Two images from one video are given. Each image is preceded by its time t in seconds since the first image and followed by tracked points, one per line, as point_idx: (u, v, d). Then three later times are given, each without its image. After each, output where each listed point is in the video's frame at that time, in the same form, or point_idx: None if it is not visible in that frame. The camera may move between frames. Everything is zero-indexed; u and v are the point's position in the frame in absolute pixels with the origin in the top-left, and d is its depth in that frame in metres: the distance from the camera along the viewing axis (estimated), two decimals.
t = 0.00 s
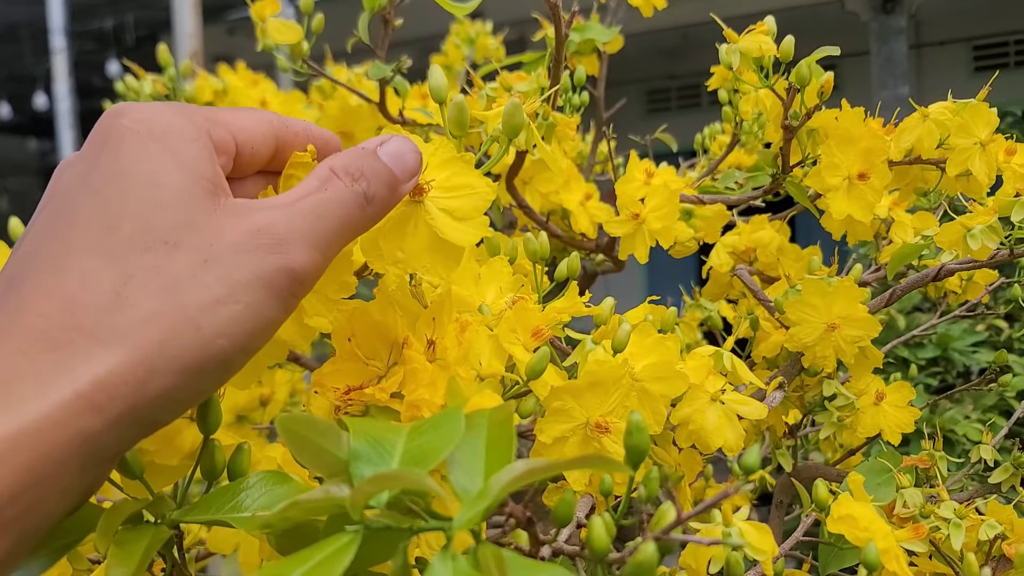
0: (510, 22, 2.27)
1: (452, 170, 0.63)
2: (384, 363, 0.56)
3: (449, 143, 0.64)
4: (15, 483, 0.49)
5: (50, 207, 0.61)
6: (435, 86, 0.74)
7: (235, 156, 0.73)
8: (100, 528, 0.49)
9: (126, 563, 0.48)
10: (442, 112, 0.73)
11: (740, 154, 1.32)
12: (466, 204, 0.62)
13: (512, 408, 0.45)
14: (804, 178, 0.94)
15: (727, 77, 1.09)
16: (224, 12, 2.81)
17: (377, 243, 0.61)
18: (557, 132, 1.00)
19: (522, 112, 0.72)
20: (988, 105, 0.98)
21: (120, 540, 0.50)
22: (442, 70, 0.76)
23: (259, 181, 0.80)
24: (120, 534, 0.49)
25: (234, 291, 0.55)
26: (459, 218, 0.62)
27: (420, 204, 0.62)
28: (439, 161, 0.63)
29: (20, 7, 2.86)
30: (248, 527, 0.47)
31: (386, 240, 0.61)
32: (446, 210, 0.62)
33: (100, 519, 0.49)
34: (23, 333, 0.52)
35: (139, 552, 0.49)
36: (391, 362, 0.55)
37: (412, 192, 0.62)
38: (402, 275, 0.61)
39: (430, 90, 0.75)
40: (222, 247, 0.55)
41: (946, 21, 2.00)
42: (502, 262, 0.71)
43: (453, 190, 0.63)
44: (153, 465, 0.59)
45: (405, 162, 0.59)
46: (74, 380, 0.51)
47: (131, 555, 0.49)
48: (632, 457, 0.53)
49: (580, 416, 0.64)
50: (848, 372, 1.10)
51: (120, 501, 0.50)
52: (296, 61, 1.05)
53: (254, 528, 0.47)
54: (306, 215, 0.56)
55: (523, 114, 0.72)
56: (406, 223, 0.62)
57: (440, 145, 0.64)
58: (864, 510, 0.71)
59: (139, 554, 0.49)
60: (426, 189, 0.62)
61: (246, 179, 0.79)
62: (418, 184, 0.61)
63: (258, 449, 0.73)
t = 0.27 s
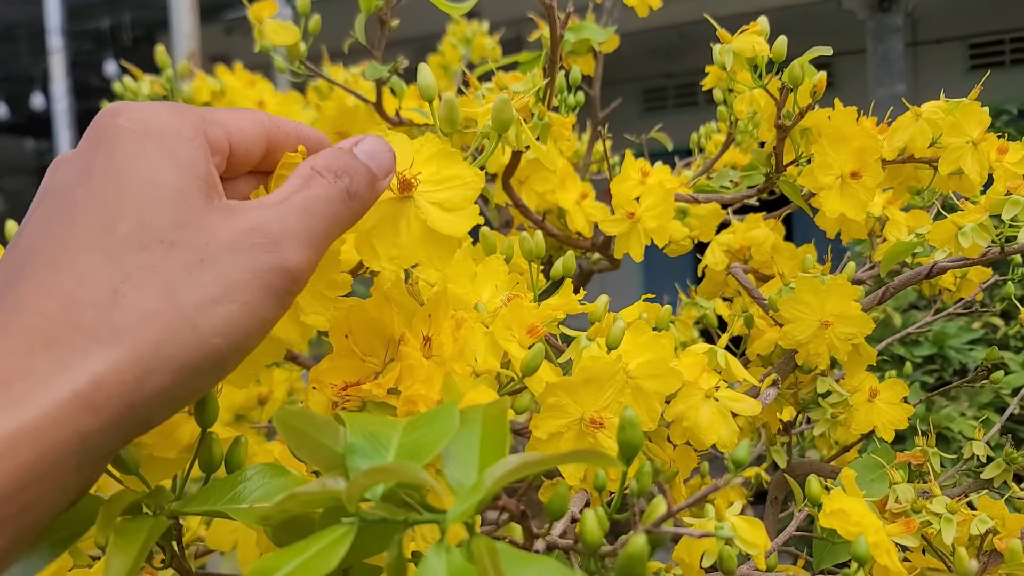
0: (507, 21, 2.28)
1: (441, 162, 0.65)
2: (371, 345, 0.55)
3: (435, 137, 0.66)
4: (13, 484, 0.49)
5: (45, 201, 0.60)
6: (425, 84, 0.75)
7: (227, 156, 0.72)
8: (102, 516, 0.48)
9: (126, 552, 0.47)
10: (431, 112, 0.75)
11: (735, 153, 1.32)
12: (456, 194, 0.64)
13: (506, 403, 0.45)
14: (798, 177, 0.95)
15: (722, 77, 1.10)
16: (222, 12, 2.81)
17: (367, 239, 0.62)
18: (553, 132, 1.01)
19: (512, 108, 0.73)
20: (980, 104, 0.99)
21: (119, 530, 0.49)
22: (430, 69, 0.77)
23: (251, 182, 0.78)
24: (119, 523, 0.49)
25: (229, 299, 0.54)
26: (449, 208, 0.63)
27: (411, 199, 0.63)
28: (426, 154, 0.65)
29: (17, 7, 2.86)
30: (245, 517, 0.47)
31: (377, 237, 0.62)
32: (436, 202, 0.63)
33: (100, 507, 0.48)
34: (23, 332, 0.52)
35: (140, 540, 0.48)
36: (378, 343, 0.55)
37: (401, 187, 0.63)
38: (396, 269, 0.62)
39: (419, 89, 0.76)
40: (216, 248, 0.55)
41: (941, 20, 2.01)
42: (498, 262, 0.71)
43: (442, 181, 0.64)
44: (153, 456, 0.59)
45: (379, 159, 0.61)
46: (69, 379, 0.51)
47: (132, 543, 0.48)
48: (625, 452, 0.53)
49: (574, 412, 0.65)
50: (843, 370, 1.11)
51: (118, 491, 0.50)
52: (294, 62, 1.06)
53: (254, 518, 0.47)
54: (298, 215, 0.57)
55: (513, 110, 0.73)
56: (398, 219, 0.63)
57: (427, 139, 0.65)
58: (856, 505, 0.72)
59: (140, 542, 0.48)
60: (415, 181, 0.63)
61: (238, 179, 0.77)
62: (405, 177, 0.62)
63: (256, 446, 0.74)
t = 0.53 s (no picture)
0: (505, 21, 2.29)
1: (452, 167, 0.65)
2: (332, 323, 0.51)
3: (446, 140, 0.66)
4: None
5: None
6: (436, 85, 0.76)
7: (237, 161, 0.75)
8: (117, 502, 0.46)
9: (142, 538, 0.46)
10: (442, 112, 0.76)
11: (733, 151, 1.33)
12: (464, 202, 0.64)
13: (511, 397, 0.46)
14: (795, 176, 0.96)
15: (720, 77, 1.11)
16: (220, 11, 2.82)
17: (377, 241, 0.62)
18: (553, 131, 1.02)
19: (521, 110, 0.74)
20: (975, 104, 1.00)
21: (135, 517, 0.49)
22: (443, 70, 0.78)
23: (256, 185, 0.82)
24: (133, 512, 0.48)
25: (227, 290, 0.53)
26: (457, 216, 0.63)
27: (420, 204, 0.63)
28: (437, 158, 0.65)
29: (16, 6, 2.86)
30: (256, 506, 0.48)
31: (387, 240, 0.62)
32: (445, 209, 0.63)
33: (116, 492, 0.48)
34: None
35: (156, 525, 0.48)
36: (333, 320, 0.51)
37: (409, 193, 0.63)
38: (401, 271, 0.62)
39: (431, 89, 0.77)
40: (136, 199, 0.48)
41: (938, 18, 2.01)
42: (500, 260, 0.73)
43: (451, 188, 0.64)
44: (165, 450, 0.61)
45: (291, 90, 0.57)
46: None
47: (145, 530, 0.48)
48: (626, 446, 0.54)
49: (576, 407, 0.66)
50: (840, 366, 1.13)
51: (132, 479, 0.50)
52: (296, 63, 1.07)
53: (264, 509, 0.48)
54: (224, 153, 0.51)
55: (523, 111, 0.74)
56: (406, 223, 0.63)
57: (438, 142, 0.65)
58: (853, 498, 0.73)
59: (155, 526, 0.48)
60: (426, 189, 0.63)
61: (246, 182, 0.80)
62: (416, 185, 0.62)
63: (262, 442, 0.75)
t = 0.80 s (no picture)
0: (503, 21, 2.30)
1: (455, 167, 0.68)
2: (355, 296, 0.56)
3: (450, 140, 0.69)
4: None
5: None
6: (436, 86, 0.76)
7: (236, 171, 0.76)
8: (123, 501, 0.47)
9: (147, 535, 0.47)
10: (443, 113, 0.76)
11: (731, 152, 1.34)
12: (466, 198, 0.66)
13: (511, 396, 0.47)
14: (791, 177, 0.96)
15: (718, 78, 1.12)
16: (218, 10, 2.81)
17: (379, 233, 0.64)
18: (551, 132, 1.03)
19: (520, 111, 0.74)
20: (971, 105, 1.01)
21: (140, 515, 0.49)
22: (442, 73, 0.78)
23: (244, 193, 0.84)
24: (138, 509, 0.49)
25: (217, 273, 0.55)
26: (458, 210, 0.66)
27: (420, 197, 0.66)
28: (440, 157, 0.68)
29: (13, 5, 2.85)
30: (260, 504, 0.49)
31: (387, 231, 0.64)
32: (445, 203, 0.66)
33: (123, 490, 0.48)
34: None
35: (159, 524, 0.48)
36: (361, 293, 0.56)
37: (411, 185, 0.66)
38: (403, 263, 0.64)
39: (431, 90, 0.77)
40: None
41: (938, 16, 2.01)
42: (499, 261, 0.73)
43: (453, 184, 0.67)
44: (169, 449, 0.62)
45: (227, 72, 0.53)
46: None
47: (150, 528, 0.48)
48: (624, 445, 0.55)
49: (575, 407, 0.66)
50: (837, 366, 1.13)
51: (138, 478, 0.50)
52: (296, 64, 1.07)
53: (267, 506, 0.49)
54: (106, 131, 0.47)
55: (521, 113, 0.74)
56: (406, 216, 0.65)
57: (442, 141, 0.68)
58: (849, 497, 0.74)
59: (159, 526, 0.48)
60: (426, 182, 0.66)
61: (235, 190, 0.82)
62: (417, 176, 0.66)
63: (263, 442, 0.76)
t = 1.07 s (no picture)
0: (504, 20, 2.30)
1: (462, 178, 0.68)
2: (347, 208, 0.64)
3: (458, 151, 0.68)
4: None
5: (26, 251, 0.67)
6: (446, 95, 0.77)
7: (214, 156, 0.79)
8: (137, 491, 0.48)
9: (162, 526, 0.48)
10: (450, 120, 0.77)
11: (733, 150, 1.35)
12: (474, 210, 0.67)
13: (520, 391, 0.48)
14: (794, 175, 0.97)
15: (720, 77, 1.12)
16: (219, 8, 2.80)
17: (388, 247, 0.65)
18: (556, 130, 1.03)
19: (530, 122, 0.76)
20: (972, 103, 1.01)
21: (155, 506, 0.50)
22: (452, 78, 0.79)
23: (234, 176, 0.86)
24: (153, 500, 0.50)
25: (236, 235, 0.63)
26: (466, 223, 0.66)
27: (429, 210, 0.66)
28: (448, 169, 0.68)
29: (13, 4, 2.84)
30: (273, 497, 0.49)
31: (395, 242, 0.65)
32: (453, 216, 0.66)
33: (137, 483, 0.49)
34: None
35: (174, 515, 0.49)
36: (352, 205, 0.64)
37: (419, 199, 0.66)
38: (409, 276, 0.65)
39: (440, 100, 0.78)
40: None
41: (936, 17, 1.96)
42: (504, 257, 0.74)
43: (461, 197, 0.67)
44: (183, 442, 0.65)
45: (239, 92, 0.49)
46: None
47: (165, 520, 0.48)
48: (631, 439, 0.56)
49: (580, 402, 0.67)
50: (837, 363, 1.14)
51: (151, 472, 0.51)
52: (301, 63, 1.08)
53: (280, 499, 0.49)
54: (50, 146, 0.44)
55: (531, 124, 0.76)
56: (414, 228, 0.66)
57: (450, 152, 0.68)
58: (851, 491, 0.74)
59: (175, 517, 0.49)
60: (437, 196, 0.66)
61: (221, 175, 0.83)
62: (426, 191, 0.65)
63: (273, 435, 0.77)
